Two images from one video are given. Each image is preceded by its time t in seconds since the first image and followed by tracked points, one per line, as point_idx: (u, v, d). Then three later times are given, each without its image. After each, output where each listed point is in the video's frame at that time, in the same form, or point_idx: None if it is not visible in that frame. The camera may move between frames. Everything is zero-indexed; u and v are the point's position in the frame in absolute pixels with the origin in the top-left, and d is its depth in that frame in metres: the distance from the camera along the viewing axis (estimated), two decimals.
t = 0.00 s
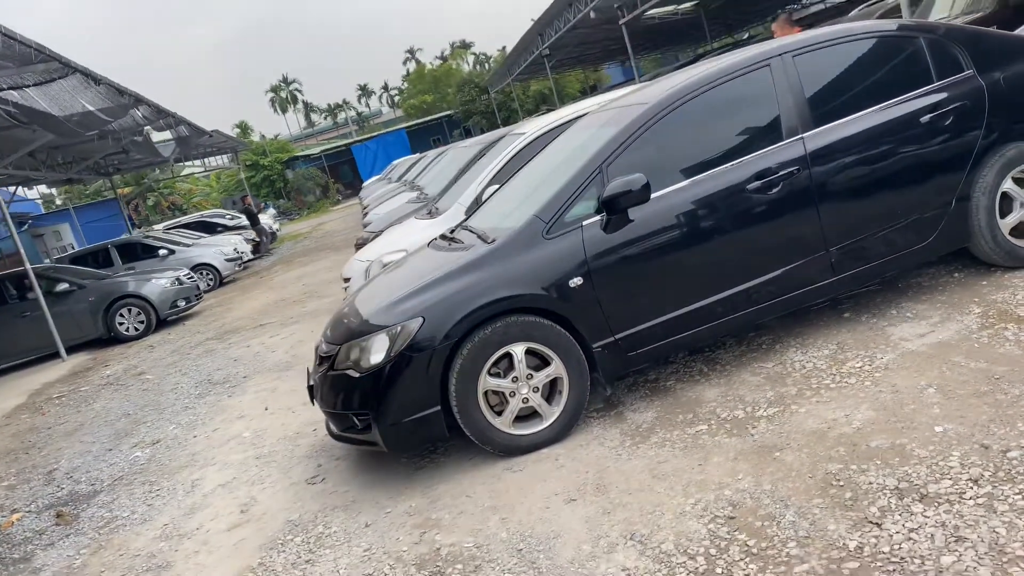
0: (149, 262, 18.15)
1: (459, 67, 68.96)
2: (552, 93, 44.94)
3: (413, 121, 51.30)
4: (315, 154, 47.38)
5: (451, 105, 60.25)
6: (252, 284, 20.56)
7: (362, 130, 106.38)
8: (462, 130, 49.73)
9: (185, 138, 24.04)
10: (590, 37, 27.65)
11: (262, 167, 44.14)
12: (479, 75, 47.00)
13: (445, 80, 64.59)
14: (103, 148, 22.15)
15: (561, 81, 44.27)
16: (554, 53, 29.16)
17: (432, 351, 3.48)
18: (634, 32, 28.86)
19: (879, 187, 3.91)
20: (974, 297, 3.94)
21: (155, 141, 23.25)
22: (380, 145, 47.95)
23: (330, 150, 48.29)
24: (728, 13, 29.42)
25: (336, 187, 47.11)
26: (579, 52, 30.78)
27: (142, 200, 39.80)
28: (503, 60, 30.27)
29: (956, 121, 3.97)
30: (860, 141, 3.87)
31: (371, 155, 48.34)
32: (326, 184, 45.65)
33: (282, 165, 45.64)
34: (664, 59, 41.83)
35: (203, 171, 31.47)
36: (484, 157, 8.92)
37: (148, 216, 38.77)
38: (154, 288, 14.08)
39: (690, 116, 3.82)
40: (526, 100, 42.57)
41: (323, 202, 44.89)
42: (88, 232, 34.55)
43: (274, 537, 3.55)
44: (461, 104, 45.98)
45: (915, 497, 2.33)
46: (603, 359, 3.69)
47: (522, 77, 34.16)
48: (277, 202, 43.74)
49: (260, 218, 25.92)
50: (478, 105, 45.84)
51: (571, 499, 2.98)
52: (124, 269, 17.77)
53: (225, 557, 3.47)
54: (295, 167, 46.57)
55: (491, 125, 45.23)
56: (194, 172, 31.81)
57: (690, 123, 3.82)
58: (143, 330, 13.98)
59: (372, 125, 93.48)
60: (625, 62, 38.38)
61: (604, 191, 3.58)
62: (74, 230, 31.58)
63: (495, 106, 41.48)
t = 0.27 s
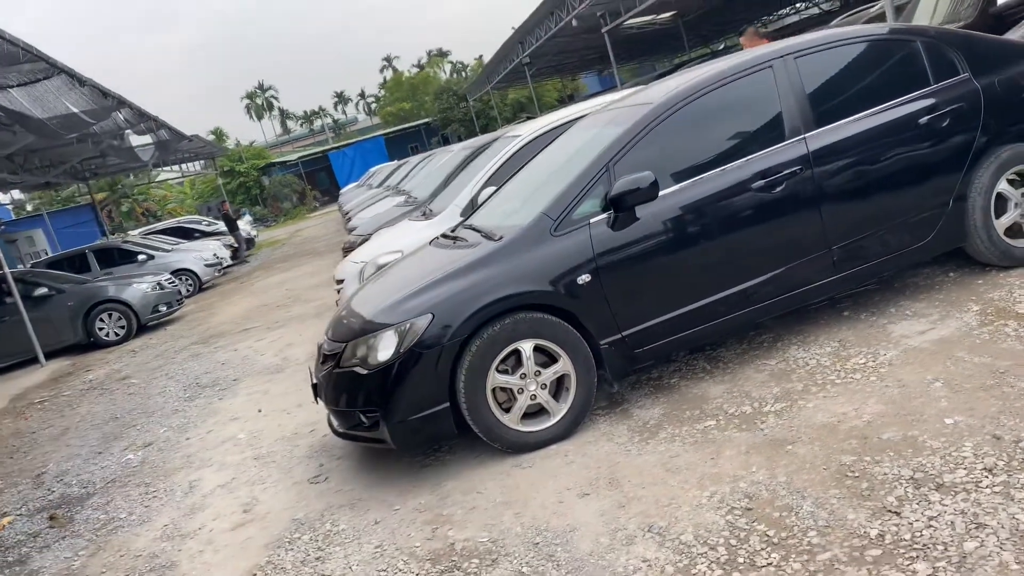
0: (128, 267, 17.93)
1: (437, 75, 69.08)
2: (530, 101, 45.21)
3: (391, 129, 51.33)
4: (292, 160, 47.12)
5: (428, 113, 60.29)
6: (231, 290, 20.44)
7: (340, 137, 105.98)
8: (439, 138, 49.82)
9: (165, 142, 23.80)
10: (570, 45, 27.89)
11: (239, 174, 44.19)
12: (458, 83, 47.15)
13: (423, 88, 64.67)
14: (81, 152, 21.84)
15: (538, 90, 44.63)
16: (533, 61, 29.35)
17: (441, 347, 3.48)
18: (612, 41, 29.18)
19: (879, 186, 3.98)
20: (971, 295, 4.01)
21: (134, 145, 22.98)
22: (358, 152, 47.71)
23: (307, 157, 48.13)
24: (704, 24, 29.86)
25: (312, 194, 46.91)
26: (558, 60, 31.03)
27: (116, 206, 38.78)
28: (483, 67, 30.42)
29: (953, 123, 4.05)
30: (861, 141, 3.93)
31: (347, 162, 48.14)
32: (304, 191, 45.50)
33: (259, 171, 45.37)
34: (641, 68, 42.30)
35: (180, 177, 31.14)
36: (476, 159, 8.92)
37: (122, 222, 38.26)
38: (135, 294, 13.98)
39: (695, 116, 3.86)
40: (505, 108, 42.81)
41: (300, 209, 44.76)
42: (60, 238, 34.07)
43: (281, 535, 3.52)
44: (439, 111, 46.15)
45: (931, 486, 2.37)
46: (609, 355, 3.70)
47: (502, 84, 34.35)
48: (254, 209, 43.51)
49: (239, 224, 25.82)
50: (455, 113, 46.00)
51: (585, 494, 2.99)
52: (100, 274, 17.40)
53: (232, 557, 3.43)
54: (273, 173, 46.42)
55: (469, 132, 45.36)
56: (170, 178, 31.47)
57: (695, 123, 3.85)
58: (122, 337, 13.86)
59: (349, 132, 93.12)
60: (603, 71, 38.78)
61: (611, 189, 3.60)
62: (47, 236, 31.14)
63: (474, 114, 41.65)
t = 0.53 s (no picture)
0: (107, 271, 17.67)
1: (416, 81, 69.12)
2: (509, 108, 45.40)
3: (370, 134, 51.24)
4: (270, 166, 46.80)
5: (407, 120, 60.42)
6: (210, 296, 20.30)
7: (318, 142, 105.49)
8: (418, 144, 49.83)
9: (146, 145, 23.52)
10: (552, 52, 28.08)
11: (216, 179, 44.00)
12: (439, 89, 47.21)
13: (402, 94, 64.66)
14: (60, 155, 21.50)
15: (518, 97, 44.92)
16: (515, 67, 29.49)
17: (455, 342, 3.44)
18: (592, 48, 29.43)
19: (887, 183, 4.00)
20: (977, 292, 4.04)
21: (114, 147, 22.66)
22: (336, 158, 47.74)
23: (286, 162, 47.92)
24: (683, 33, 30.23)
25: (290, 199, 46.63)
26: (538, 67, 31.20)
27: (91, 210, 37.56)
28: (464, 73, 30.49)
29: (959, 120, 4.09)
30: (869, 138, 3.95)
31: (325, 168, 48.09)
32: (282, 196, 45.31)
33: (236, 177, 45.04)
34: (619, 76, 42.69)
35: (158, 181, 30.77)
36: (470, 160, 8.89)
37: (98, 227, 37.71)
38: (117, 297, 13.81)
39: (705, 111, 3.85)
40: (484, 115, 42.97)
41: (278, 215, 44.51)
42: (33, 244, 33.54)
43: (292, 534, 3.45)
44: (419, 117, 46.18)
45: (960, 476, 2.37)
46: (622, 351, 3.68)
47: (483, 91, 34.44)
48: (231, 215, 43.20)
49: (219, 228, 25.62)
50: (435, 119, 46.03)
51: (604, 488, 2.96)
52: (79, 278, 16.97)
53: (241, 556, 3.36)
54: (251, 179, 46.10)
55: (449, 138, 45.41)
56: (147, 182, 31.08)
57: (706, 118, 3.84)
58: (104, 340, 13.62)
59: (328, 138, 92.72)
60: (582, 79, 39.08)
61: (624, 182, 3.57)
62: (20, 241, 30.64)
63: (453, 120, 41.74)
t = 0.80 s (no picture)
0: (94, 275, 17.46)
1: (402, 87, 69.13)
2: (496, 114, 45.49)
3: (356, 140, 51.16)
4: (255, 171, 46.56)
5: (392, 126, 60.41)
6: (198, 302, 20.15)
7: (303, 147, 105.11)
8: (404, 150, 49.82)
9: (134, 147, 23.29)
10: (540, 59, 28.18)
11: (200, 183, 43.76)
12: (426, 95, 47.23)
13: (388, 100, 64.66)
14: (47, 156, 21.22)
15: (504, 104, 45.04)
16: (504, 73, 29.56)
17: (479, 344, 3.38)
18: (580, 55, 29.56)
19: (907, 186, 4.00)
20: (996, 296, 4.05)
21: (101, 149, 22.41)
22: (321, 163, 47.76)
23: (271, 167, 47.75)
24: (669, 41, 30.45)
25: (275, 204, 46.41)
26: (526, 73, 31.29)
27: (73, 214, 37.14)
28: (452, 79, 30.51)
29: (978, 123, 4.11)
30: (890, 141, 3.95)
31: (311, 173, 48.04)
32: (266, 202, 45.14)
33: (219, 182, 44.81)
34: (605, 84, 42.96)
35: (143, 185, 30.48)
36: (472, 164, 8.86)
37: (78, 231, 37.28)
38: (106, 301, 13.67)
39: (728, 112, 3.83)
40: (471, 121, 43.05)
41: (262, 220, 44.30)
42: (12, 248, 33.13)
43: (311, 539, 3.39)
44: (405, 123, 46.14)
45: (1005, 478, 2.35)
46: (645, 354, 3.64)
47: (470, 97, 34.48)
48: (214, 220, 42.96)
49: (205, 233, 25.42)
50: (421, 125, 46.02)
51: (637, 492, 2.92)
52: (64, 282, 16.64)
53: (260, 562, 3.29)
54: (235, 183, 45.87)
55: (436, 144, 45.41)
56: (130, 187, 30.79)
57: (728, 120, 3.82)
58: (92, 345, 13.50)
59: (312, 143, 92.34)
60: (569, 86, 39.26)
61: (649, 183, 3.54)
62: None
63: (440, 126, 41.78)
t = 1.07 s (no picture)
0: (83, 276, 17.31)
1: (389, 92, 69.13)
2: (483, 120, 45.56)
3: (343, 144, 51.10)
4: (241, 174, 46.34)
5: (379, 131, 60.47)
6: (186, 304, 20.01)
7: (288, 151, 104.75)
8: (391, 155, 49.82)
9: (124, 148, 23.13)
10: (529, 66, 28.33)
11: (185, 186, 43.58)
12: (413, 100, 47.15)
13: (375, 105, 64.64)
14: (36, 156, 21.03)
15: (492, 110, 45.24)
16: (493, 80, 29.67)
17: (497, 342, 3.37)
18: (569, 63, 29.71)
19: (919, 189, 4.03)
20: (1006, 299, 4.08)
21: (91, 150, 22.23)
22: (308, 167, 47.84)
23: (257, 171, 47.64)
24: (657, 50, 30.67)
25: (261, 208, 46.22)
26: (514, 80, 31.39)
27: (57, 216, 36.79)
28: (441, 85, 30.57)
29: (988, 127, 4.15)
30: (902, 145, 3.98)
31: (297, 177, 48.02)
32: (251, 206, 45.04)
33: (205, 185, 44.65)
34: (592, 92, 43.25)
35: (128, 187, 30.22)
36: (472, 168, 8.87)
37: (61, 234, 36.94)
38: (96, 303, 13.56)
39: (743, 114, 3.85)
40: (458, 127, 43.11)
41: (247, 224, 44.20)
42: None
43: (326, 538, 3.35)
44: (392, 128, 46.15)
45: None
46: (661, 354, 3.63)
47: (459, 102, 34.53)
48: (199, 223, 42.80)
49: (192, 235, 25.27)
50: (408, 131, 46.06)
51: (658, 491, 2.91)
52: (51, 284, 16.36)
53: (274, 561, 3.25)
54: (221, 187, 45.73)
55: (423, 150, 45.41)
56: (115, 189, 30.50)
57: (743, 122, 3.84)
58: (82, 346, 13.39)
59: (298, 147, 92.33)
60: (557, 94, 39.48)
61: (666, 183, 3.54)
62: None
63: (428, 132, 41.88)
